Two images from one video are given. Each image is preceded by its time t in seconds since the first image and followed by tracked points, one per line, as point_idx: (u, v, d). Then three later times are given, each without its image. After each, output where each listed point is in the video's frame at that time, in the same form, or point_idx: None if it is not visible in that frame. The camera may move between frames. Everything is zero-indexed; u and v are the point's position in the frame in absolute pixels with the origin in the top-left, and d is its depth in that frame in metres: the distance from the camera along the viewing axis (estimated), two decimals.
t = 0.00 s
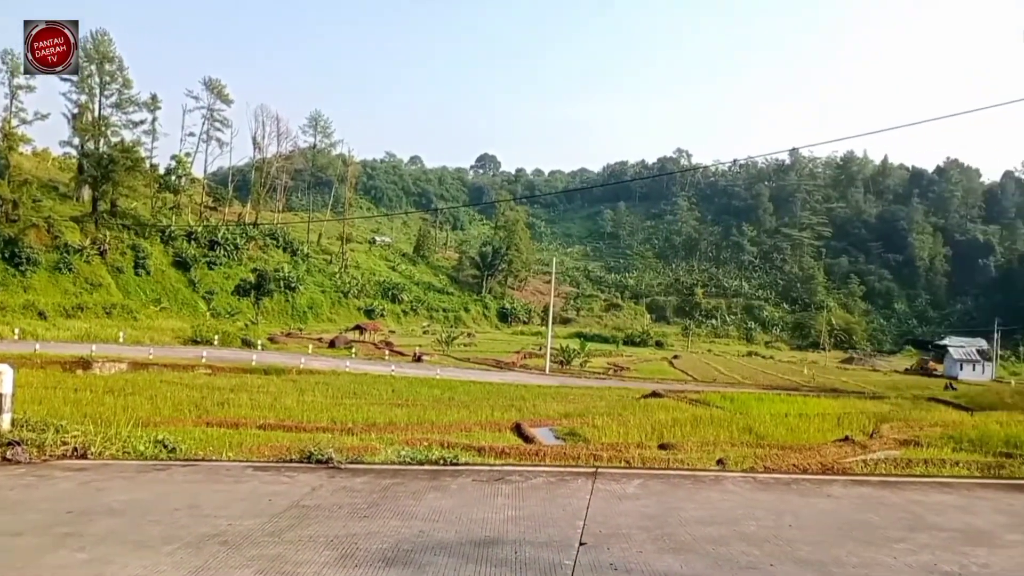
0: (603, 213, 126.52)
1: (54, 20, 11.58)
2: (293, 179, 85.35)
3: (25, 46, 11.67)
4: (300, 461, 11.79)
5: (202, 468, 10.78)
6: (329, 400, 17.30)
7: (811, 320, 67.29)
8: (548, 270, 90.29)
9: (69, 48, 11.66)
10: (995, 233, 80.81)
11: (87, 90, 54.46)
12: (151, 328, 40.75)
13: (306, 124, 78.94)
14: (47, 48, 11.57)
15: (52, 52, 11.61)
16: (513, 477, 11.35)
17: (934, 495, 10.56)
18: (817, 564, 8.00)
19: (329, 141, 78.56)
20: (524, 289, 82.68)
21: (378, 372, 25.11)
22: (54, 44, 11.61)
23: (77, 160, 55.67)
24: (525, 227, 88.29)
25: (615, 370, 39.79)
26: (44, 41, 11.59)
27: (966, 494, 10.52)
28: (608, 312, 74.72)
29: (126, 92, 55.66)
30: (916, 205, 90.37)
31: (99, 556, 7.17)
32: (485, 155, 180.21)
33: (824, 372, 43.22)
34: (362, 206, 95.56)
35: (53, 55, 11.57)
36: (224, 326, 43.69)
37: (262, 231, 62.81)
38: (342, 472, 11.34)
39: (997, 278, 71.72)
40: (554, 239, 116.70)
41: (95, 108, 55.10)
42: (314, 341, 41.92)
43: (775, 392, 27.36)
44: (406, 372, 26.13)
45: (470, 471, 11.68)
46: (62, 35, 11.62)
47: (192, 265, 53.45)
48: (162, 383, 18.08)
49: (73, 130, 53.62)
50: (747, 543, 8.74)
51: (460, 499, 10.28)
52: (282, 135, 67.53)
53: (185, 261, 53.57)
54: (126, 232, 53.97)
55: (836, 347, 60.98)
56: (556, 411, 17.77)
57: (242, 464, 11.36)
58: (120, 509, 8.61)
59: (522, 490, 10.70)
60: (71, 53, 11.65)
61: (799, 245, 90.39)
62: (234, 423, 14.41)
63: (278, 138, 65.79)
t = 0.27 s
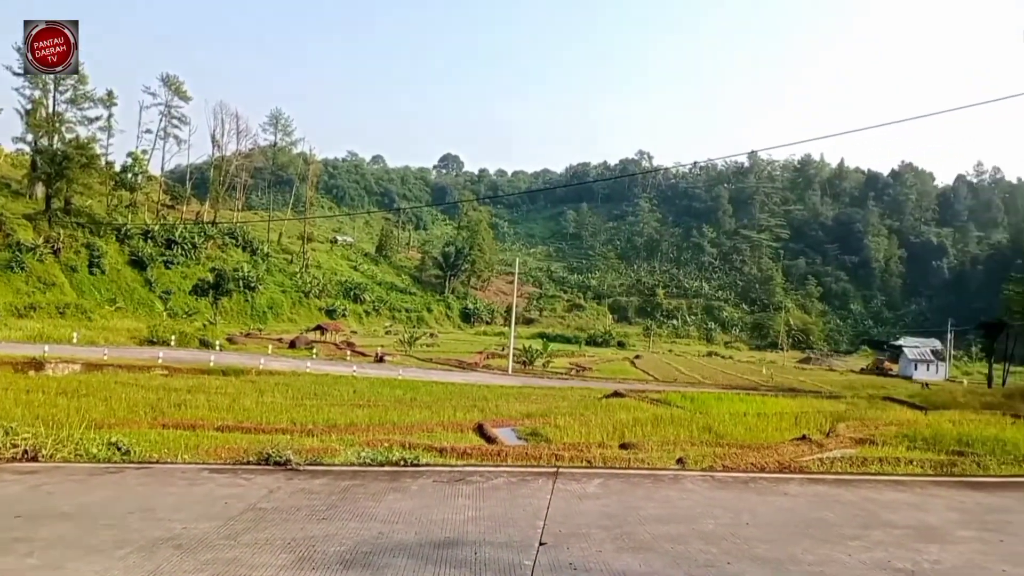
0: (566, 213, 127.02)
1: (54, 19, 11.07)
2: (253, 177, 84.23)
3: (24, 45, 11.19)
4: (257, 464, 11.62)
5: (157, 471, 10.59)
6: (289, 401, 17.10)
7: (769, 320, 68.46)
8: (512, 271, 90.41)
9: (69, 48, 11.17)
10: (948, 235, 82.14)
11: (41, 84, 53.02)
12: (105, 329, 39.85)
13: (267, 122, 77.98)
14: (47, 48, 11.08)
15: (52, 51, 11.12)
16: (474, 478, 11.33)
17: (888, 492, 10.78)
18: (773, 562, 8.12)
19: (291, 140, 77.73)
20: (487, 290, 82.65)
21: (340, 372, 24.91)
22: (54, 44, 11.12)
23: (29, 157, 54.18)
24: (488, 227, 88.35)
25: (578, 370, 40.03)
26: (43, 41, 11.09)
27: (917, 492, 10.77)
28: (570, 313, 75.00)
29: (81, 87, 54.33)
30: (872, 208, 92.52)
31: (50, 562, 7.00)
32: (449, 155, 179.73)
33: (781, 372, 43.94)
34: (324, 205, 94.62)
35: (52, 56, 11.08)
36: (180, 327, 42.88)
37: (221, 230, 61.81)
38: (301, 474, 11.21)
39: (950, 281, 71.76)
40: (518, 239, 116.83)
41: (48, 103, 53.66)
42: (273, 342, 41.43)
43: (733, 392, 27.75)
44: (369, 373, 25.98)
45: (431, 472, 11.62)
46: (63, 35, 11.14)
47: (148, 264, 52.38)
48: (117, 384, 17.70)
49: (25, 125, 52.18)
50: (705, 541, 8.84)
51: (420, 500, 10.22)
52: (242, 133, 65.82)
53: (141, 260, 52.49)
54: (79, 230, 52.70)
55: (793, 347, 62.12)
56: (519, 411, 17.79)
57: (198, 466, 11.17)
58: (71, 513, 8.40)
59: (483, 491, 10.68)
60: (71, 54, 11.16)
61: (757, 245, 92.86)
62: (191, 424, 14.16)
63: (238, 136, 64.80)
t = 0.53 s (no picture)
0: (528, 214, 127.28)
1: (55, 21, 12.76)
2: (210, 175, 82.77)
3: (25, 45, 12.90)
4: (213, 466, 11.44)
5: (109, 474, 10.37)
6: (246, 403, 16.87)
7: (726, 321, 69.66)
8: (474, 271, 90.46)
9: (68, 47, 12.86)
10: (899, 238, 85.64)
11: None
12: (55, 329, 38.79)
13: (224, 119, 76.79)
14: (48, 47, 12.78)
15: (54, 51, 12.81)
16: (434, 478, 11.30)
17: (839, 488, 11.04)
18: (728, 558, 8.25)
19: (249, 137, 76.68)
20: (449, 290, 82.56)
21: (299, 373, 24.64)
22: (54, 44, 12.81)
23: None
24: (450, 227, 88.20)
25: (539, 370, 40.19)
26: (45, 41, 12.79)
27: (868, 488, 11.04)
28: (532, 313, 75.12)
29: (32, 81, 52.84)
30: (826, 211, 94.53)
31: None
32: (410, 155, 178.70)
33: (738, 371, 44.65)
34: (283, 204, 93.37)
35: (54, 55, 12.79)
36: (134, 327, 41.90)
37: (176, 228, 60.66)
38: (257, 476, 11.07)
39: (900, 282, 76.20)
40: (480, 240, 116.74)
41: None
42: (230, 342, 40.86)
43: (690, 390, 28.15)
44: (328, 374, 25.75)
45: (390, 473, 11.56)
46: (62, 35, 12.80)
47: (101, 263, 51.16)
48: (67, 386, 17.25)
49: None
50: (662, 538, 8.94)
51: (379, 501, 10.17)
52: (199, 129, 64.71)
53: (94, 259, 51.26)
54: (30, 228, 51.18)
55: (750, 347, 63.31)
56: (480, 411, 17.81)
57: (152, 470, 10.95)
58: (19, 519, 8.19)
59: (442, 492, 10.66)
60: (70, 53, 12.86)
61: (715, 247, 94.37)
62: (145, 427, 13.88)
63: (195, 133, 63.65)
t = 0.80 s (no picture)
0: (489, 215, 127.22)
1: (55, 22, 13.72)
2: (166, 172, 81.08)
3: (26, 45, 13.81)
4: (166, 469, 11.24)
5: (58, 478, 10.14)
6: (202, 405, 16.60)
7: (684, 322, 70.64)
8: (435, 272, 90.24)
9: (68, 47, 13.82)
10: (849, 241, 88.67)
11: None
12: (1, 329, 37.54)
13: (180, 115, 75.37)
14: (49, 47, 13.73)
15: (54, 51, 13.75)
16: (391, 480, 11.25)
17: (791, 486, 11.27)
18: (681, 555, 8.36)
19: (205, 134, 75.38)
20: (410, 290, 82.24)
21: (257, 374, 24.33)
22: (55, 44, 13.76)
23: None
24: (411, 227, 87.79)
25: (499, 371, 40.24)
26: (46, 41, 13.74)
27: (818, 485, 11.29)
28: (493, 314, 74.92)
29: None
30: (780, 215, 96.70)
31: None
32: (371, 154, 177.31)
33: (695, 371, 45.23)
34: (241, 202, 91.86)
35: (54, 55, 13.72)
36: (85, 328, 40.75)
37: (129, 226, 59.26)
38: (211, 479, 10.91)
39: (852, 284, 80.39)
40: (441, 240, 116.34)
41: None
42: (185, 343, 40.16)
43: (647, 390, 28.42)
44: (286, 375, 25.47)
45: (348, 474, 11.48)
46: (62, 35, 13.78)
47: (51, 262, 49.74)
48: (15, 388, 16.79)
49: None
50: (617, 537, 9.03)
51: (337, 503, 10.10)
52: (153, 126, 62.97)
53: (44, 258, 49.80)
54: None
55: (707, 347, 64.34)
56: (441, 412, 17.79)
57: (103, 473, 10.73)
58: None
59: (400, 493, 10.62)
60: (70, 53, 13.82)
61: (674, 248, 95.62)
62: (97, 429, 13.58)
63: (149, 130, 62.28)
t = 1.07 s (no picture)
0: (450, 216, 126.83)
1: (55, 22, 14.08)
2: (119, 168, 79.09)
3: (27, 46, 14.18)
4: (116, 473, 11.01)
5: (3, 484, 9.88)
6: (156, 407, 16.28)
7: (642, 323, 71.45)
8: (395, 272, 89.77)
9: (68, 47, 14.08)
10: (802, 244, 91.06)
11: None
12: None
13: (134, 112, 73.74)
14: (48, 46, 14.05)
15: (54, 50, 14.06)
16: (348, 481, 11.19)
17: (744, 483, 11.50)
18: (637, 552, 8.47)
19: (160, 131, 73.86)
20: (369, 291, 81.74)
21: (213, 376, 23.96)
22: (55, 44, 14.09)
23: None
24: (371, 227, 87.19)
25: (459, 372, 40.23)
26: (46, 40, 14.08)
27: (770, 482, 11.54)
28: (454, 315, 74.56)
29: None
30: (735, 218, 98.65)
31: None
32: (330, 154, 175.39)
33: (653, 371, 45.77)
34: (197, 201, 90.08)
35: (53, 54, 14.03)
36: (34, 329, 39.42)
37: (81, 224, 57.68)
38: (163, 483, 10.72)
39: (803, 286, 82.96)
40: (401, 240, 115.64)
41: None
42: (138, 344, 39.31)
43: (604, 390, 28.71)
44: (243, 376, 25.13)
45: (305, 477, 11.38)
46: (62, 35, 14.08)
47: None
48: None
49: None
50: (574, 535, 9.11)
51: (293, 506, 10.01)
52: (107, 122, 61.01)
53: None
54: None
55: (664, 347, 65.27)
56: (400, 413, 17.71)
57: (52, 477, 10.47)
58: None
59: (357, 495, 10.57)
60: (69, 52, 14.07)
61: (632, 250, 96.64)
62: (46, 433, 13.22)
63: (102, 126, 60.77)
